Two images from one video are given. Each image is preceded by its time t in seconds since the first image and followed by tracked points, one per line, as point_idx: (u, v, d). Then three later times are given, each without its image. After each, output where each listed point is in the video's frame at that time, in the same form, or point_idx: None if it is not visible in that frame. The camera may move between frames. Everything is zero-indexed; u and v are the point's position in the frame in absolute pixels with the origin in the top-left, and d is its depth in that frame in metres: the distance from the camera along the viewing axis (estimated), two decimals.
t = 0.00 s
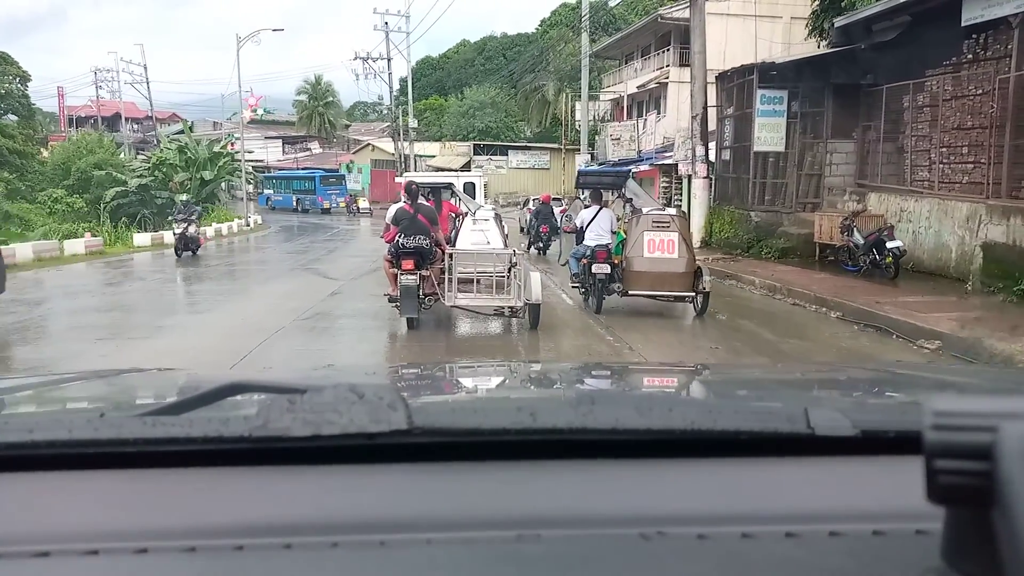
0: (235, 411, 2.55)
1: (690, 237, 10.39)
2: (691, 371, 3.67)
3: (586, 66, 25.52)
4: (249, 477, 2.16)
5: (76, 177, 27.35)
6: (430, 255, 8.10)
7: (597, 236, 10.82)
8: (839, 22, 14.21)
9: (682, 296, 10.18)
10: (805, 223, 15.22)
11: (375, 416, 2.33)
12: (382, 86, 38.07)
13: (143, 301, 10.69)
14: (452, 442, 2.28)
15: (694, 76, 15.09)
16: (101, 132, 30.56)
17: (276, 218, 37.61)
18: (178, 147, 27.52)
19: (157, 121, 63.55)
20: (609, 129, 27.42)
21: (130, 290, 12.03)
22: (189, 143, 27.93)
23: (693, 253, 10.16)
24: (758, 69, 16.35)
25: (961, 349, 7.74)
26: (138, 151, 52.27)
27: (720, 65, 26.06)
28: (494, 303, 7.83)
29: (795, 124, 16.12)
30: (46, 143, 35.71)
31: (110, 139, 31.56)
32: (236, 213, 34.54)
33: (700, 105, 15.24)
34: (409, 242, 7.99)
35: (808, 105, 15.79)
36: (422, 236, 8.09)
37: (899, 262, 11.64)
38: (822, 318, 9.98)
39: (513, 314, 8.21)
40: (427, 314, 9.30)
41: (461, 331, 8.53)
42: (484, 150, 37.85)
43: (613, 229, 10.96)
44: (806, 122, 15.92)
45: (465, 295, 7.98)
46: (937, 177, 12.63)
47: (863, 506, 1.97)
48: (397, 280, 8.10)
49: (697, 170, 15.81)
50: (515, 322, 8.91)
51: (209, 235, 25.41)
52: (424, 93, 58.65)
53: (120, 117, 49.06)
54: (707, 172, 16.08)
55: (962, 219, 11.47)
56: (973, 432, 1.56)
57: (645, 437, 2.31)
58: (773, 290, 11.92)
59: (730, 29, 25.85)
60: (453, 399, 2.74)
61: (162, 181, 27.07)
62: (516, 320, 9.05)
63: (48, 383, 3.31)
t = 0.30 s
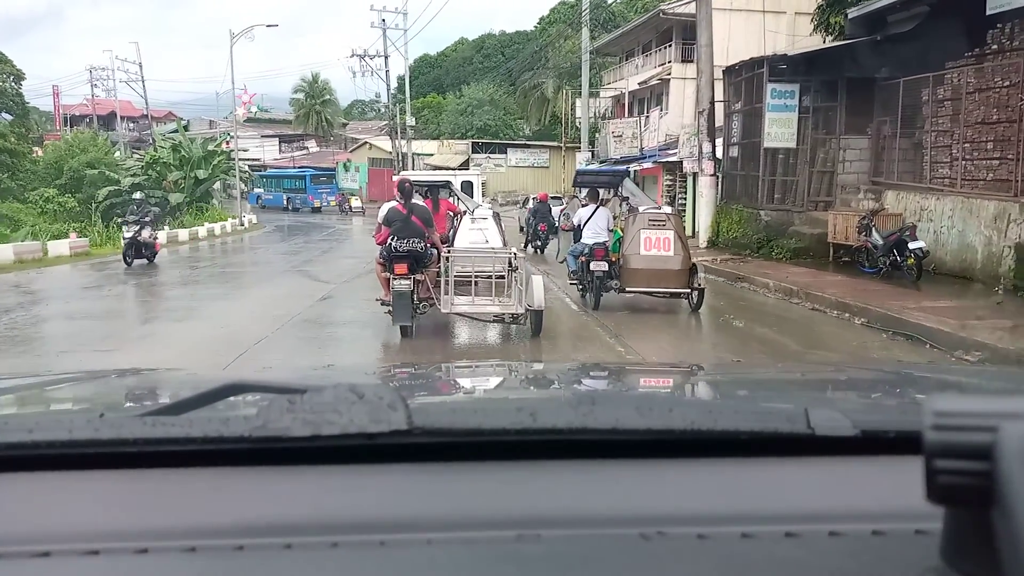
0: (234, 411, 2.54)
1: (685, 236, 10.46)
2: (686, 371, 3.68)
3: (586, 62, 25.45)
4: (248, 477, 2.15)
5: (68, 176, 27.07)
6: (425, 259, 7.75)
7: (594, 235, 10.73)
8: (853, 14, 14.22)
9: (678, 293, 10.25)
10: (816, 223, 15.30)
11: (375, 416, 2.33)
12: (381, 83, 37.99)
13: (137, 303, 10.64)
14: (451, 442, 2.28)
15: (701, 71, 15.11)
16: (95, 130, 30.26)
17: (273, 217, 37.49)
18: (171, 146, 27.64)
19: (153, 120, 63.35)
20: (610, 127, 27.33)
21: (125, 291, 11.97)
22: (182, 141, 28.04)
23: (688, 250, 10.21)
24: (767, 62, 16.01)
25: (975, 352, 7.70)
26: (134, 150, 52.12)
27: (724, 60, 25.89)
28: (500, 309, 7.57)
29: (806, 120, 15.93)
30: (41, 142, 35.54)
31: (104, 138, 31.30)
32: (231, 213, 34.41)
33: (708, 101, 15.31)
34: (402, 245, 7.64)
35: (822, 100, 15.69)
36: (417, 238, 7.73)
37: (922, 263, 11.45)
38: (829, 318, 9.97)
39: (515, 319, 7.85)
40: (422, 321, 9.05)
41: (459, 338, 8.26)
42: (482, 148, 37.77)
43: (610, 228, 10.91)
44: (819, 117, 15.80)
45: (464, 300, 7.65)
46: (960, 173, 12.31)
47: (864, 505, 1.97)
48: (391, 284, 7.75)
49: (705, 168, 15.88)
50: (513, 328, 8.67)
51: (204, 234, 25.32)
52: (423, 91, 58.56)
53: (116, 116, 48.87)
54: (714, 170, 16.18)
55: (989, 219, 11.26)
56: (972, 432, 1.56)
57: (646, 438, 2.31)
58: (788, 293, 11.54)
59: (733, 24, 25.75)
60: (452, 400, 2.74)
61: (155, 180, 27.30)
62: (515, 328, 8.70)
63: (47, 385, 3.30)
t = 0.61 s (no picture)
0: (235, 411, 2.55)
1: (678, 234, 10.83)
2: (681, 371, 3.70)
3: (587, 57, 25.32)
4: (247, 478, 2.15)
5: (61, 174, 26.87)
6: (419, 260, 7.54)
7: (591, 232, 10.87)
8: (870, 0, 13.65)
9: (672, 288, 10.58)
10: (830, 222, 15.32)
11: (375, 415, 2.33)
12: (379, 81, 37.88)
13: (132, 305, 10.65)
14: (451, 442, 2.28)
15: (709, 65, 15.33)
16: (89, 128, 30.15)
17: (269, 217, 37.40)
18: (165, 142, 27.14)
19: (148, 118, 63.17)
20: (612, 123, 27.24)
21: (119, 292, 11.93)
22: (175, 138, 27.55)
23: (682, 246, 10.57)
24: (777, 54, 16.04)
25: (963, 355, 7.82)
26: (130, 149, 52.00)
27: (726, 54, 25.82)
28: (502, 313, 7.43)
29: (819, 114, 15.99)
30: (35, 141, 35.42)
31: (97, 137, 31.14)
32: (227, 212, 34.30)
33: (714, 95, 15.29)
34: (396, 246, 7.43)
35: (834, 94, 15.83)
36: (411, 239, 7.50)
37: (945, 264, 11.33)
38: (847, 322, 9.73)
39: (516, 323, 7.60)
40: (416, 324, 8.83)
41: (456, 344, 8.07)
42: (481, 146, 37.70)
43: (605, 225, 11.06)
44: (831, 111, 15.92)
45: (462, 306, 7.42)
46: (982, 170, 11.97)
47: (862, 505, 1.98)
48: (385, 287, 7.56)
49: (710, 164, 16.03)
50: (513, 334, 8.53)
51: (197, 233, 25.24)
52: (421, 89, 58.48)
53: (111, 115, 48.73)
54: (721, 166, 16.29)
55: (1017, 218, 10.95)
56: (971, 431, 1.56)
57: (646, 437, 2.32)
58: (805, 297, 11.24)
59: (735, 18, 25.71)
60: (452, 400, 2.75)
61: (149, 178, 26.69)
62: (515, 333, 8.46)
63: (47, 384, 3.31)
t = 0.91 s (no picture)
0: (235, 411, 2.55)
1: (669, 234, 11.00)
2: (675, 370, 3.70)
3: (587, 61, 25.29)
4: (246, 478, 2.15)
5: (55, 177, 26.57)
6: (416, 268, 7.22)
7: (586, 234, 11.42)
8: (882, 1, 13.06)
9: (663, 288, 10.81)
10: (840, 227, 15.08)
11: (376, 415, 2.33)
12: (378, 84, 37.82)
13: (127, 310, 10.63)
14: (452, 443, 2.28)
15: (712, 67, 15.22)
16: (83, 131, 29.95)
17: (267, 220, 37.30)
18: (161, 146, 27.81)
19: (145, 122, 63.02)
20: (614, 127, 27.18)
21: (115, 298, 11.87)
22: (171, 142, 28.15)
23: (673, 249, 10.79)
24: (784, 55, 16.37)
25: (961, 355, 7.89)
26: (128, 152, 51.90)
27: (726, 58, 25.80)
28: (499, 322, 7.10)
29: (829, 115, 15.99)
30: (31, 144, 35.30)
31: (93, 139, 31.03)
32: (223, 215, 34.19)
33: (720, 96, 15.35)
34: (390, 252, 7.08)
35: (845, 95, 15.77)
36: (406, 245, 7.14)
37: (966, 272, 10.86)
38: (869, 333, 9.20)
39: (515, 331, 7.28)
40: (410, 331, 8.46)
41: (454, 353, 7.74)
42: (480, 149, 37.61)
43: (599, 229, 11.62)
44: (842, 112, 15.86)
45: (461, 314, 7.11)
46: (1003, 173, 11.63)
47: (862, 505, 1.98)
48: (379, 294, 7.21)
49: (716, 168, 15.82)
50: (510, 343, 8.14)
51: (193, 238, 25.15)
52: (420, 92, 58.44)
53: (109, 118, 48.63)
54: (726, 169, 16.03)
55: None
56: (971, 432, 1.57)
57: (646, 437, 2.32)
58: (818, 305, 10.83)
59: (735, 23, 25.72)
60: (451, 400, 2.74)
61: (145, 181, 27.16)
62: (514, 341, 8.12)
63: (47, 385, 3.32)
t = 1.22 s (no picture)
0: (235, 411, 2.55)
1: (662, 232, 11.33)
2: (668, 371, 3.70)
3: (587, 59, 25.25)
4: (246, 478, 2.15)
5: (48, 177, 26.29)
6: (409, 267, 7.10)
7: (580, 232, 11.52)
8: None
9: (656, 284, 11.12)
10: (852, 225, 14.89)
11: (376, 416, 2.32)
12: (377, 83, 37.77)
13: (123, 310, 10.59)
14: (451, 443, 2.28)
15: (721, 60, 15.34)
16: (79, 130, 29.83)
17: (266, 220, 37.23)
18: (156, 145, 27.28)
19: (143, 121, 62.93)
20: (614, 124, 27.12)
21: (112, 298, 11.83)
22: (166, 141, 27.79)
23: (665, 245, 11.09)
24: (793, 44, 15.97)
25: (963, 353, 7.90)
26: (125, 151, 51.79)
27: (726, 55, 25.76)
28: (498, 325, 7.01)
29: (841, 110, 15.77)
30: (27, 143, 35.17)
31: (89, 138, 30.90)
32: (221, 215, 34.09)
33: (727, 92, 15.45)
34: (386, 252, 6.99)
35: (857, 88, 15.57)
36: (401, 245, 7.07)
37: (993, 272, 10.83)
38: (896, 339, 8.84)
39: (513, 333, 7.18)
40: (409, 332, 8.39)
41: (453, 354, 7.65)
42: (479, 148, 37.58)
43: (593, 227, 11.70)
44: (854, 107, 15.67)
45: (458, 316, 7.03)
46: None
47: (863, 506, 1.98)
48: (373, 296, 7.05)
49: (723, 165, 16.04)
50: (511, 344, 8.07)
51: (188, 238, 25.09)
52: (419, 92, 58.40)
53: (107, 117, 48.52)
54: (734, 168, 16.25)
55: None
56: (973, 433, 1.56)
57: (645, 437, 2.32)
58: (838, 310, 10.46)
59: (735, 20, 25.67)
60: (451, 400, 2.74)
61: (139, 181, 26.92)
62: (513, 343, 8.01)
63: (47, 384, 3.31)
